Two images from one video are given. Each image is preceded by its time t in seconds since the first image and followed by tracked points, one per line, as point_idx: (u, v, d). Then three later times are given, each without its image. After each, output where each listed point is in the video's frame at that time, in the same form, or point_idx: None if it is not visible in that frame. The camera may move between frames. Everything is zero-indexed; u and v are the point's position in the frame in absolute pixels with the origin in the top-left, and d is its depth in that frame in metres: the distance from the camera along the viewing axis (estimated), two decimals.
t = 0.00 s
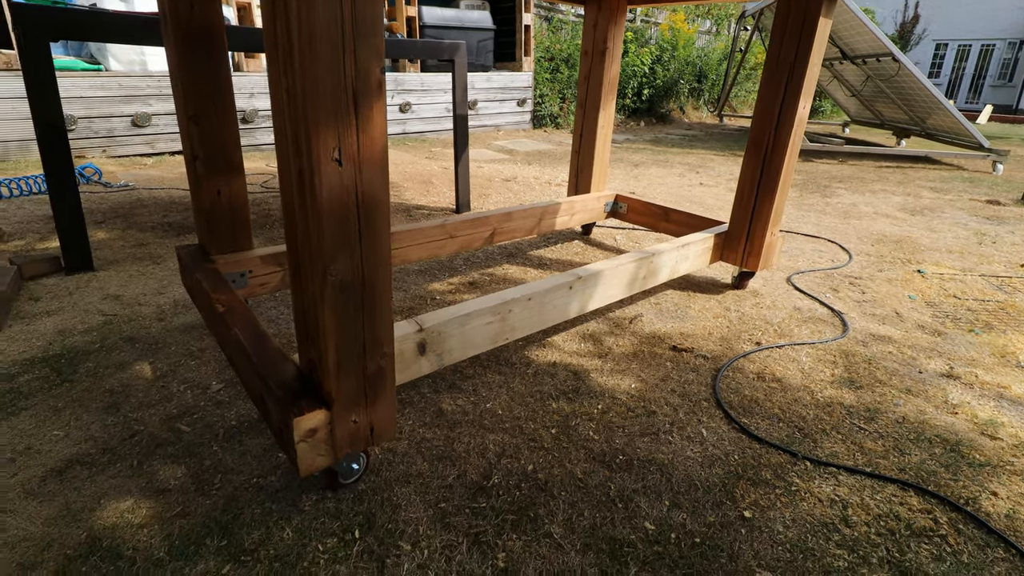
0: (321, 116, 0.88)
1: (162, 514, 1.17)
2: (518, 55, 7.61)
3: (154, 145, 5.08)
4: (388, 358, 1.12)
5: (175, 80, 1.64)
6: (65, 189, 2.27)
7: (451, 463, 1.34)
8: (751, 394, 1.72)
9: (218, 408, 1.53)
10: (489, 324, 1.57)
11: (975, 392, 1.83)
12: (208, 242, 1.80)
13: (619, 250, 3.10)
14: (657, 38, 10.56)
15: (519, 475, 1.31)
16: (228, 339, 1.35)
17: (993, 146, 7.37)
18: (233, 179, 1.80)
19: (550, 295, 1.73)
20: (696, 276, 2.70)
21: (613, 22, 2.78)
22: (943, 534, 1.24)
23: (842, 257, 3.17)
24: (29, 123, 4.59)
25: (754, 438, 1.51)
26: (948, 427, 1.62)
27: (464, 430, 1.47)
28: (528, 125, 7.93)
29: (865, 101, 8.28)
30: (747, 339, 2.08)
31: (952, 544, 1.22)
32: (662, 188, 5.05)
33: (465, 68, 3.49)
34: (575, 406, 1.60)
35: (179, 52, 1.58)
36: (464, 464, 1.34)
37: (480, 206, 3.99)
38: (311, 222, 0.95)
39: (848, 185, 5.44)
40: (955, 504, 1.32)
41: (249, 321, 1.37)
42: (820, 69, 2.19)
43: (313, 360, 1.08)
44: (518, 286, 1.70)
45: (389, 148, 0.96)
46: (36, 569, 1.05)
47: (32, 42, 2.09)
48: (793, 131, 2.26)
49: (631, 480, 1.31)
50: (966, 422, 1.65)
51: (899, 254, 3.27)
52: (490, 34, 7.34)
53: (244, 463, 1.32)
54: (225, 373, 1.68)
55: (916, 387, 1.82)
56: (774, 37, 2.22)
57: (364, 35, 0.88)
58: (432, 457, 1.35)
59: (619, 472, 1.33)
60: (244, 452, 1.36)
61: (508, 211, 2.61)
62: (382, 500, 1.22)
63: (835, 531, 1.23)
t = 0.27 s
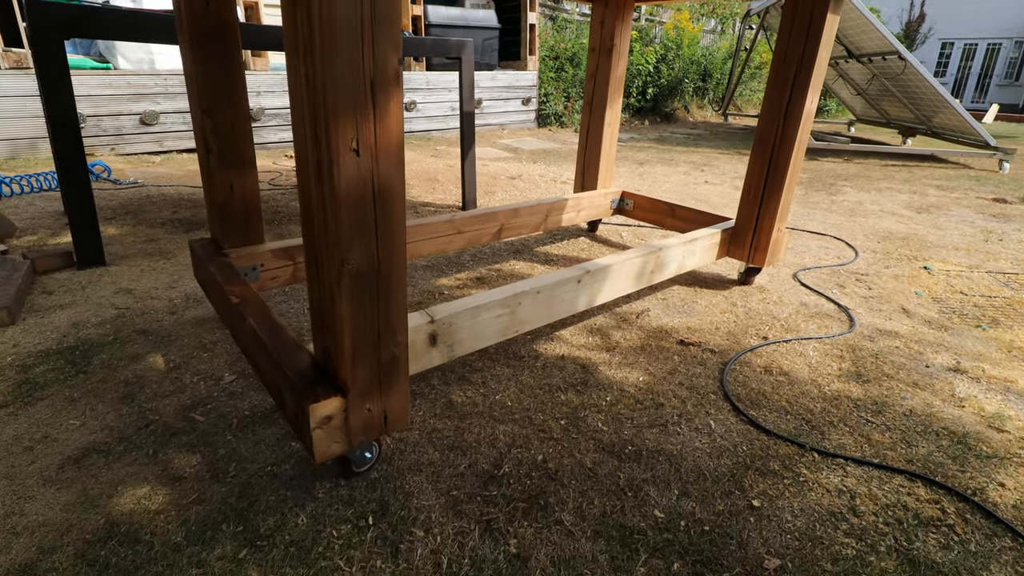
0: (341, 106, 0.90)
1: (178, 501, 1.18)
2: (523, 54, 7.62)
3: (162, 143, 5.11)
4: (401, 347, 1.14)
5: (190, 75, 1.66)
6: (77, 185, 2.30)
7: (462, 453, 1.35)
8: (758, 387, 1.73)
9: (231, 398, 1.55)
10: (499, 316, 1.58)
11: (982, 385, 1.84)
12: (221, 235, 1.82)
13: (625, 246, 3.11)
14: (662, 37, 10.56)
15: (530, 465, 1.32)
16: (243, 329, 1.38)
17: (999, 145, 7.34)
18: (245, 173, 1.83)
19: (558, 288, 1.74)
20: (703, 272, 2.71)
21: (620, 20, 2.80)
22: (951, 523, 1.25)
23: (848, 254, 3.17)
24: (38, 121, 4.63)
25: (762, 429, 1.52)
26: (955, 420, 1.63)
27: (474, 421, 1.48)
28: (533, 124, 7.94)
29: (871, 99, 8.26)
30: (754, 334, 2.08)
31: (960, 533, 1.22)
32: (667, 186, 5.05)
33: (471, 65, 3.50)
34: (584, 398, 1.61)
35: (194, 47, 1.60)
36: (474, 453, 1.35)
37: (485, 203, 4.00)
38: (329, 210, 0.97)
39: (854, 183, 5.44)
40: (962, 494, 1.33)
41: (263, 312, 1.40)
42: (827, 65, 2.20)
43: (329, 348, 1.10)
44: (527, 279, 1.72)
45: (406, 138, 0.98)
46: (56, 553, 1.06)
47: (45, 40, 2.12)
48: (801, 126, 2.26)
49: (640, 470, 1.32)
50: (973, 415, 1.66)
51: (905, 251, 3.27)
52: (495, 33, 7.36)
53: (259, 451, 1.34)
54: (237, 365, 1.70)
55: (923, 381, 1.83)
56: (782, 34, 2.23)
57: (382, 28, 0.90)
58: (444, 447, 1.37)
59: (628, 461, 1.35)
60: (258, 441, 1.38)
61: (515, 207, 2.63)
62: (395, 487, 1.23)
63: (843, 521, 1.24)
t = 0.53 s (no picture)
0: (350, 102, 0.91)
1: (185, 495, 1.19)
2: (525, 53, 7.63)
3: (165, 142, 5.13)
4: (408, 342, 1.14)
5: (197, 73, 1.67)
6: (83, 184, 2.31)
7: (467, 448, 1.36)
8: (761, 384, 1.73)
9: (237, 394, 1.56)
10: (504, 313, 1.59)
11: (985, 382, 1.84)
12: (227, 232, 1.83)
13: (628, 245, 3.12)
14: (664, 36, 10.57)
15: (535, 460, 1.33)
16: (250, 325, 1.39)
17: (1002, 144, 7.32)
18: (251, 171, 1.84)
19: (563, 285, 1.75)
20: (706, 270, 2.71)
21: (623, 18, 2.80)
22: (954, 519, 1.26)
23: (850, 252, 3.18)
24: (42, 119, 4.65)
25: (766, 426, 1.53)
26: (958, 416, 1.63)
27: (479, 416, 1.49)
28: (535, 123, 7.95)
29: (873, 98, 8.25)
30: (757, 331, 2.09)
31: (963, 529, 1.23)
32: (670, 185, 5.06)
33: (475, 64, 3.51)
34: (588, 395, 1.62)
35: (201, 46, 1.61)
36: (479, 449, 1.36)
37: (488, 202, 4.01)
38: (337, 205, 0.98)
39: (857, 182, 5.44)
40: (966, 490, 1.33)
41: (270, 308, 1.41)
42: (831, 64, 2.20)
43: (336, 343, 1.11)
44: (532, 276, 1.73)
45: (413, 134, 0.99)
46: (65, 546, 1.06)
47: (52, 40, 2.13)
48: (804, 125, 2.27)
49: (645, 465, 1.33)
50: (976, 412, 1.66)
51: (908, 250, 3.27)
52: (497, 32, 7.37)
53: (265, 446, 1.35)
54: (243, 361, 1.71)
55: (926, 378, 1.84)
56: (785, 33, 2.23)
57: (391, 24, 0.91)
58: (448, 442, 1.38)
59: (632, 456, 1.35)
60: (264, 436, 1.38)
61: (519, 205, 2.63)
62: (401, 482, 1.24)
63: (846, 516, 1.24)
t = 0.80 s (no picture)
0: (350, 99, 0.90)
1: (184, 494, 1.19)
2: (526, 53, 7.63)
3: (166, 141, 5.13)
4: (408, 341, 1.14)
5: (197, 70, 1.66)
6: (83, 183, 2.31)
7: (468, 448, 1.35)
8: (763, 383, 1.72)
9: (237, 393, 1.55)
10: (504, 312, 1.58)
11: (988, 382, 1.83)
12: (227, 230, 1.82)
13: (629, 244, 3.11)
14: (665, 36, 10.56)
15: (535, 459, 1.32)
16: (250, 324, 1.39)
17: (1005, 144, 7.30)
18: (250, 169, 1.83)
19: (564, 284, 1.74)
20: (707, 269, 2.70)
21: (624, 16, 2.79)
22: (958, 519, 1.25)
23: (852, 251, 3.16)
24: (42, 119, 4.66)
25: (768, 425, 1.52)
26: (961, 416, 1.63)
27: (480, 416, 1.49)
28: (536, 123, 7.94)
29: (875, 98, 8.23)
30: (759, 330, 2.08)
31: (966, 529, 1.22)
32: (671, 184, 5.05)
33: (475, 63, 3.50)
34: (589, 394, 1.61)
35: (200, 43, 1.60)
36: (480, 448, 1.35)
37: (489, 201, 4.00)
38: (337, 203, 0.97)
39: (858, 182, 5.42)
40: (969, 490, 1.32)
41: (270, 307, 1.41)
42: (833, 62, 2.19)
43: (336, 342, 1.11)
44: (533, 275, 1.72)
45: (413, 132, 0.98)
46: (64, 546, 1.06)
47: (52, 39, 2.12)
48: (806, 123, 2.25)
49: (646, 465, 1.32)
50: (979, 411, 1.65)
51: (910, 249, 3.26)
52: (498, 32, 7.36)
53: (265, 446, 1.34)
54: (243, 360, 1.71)
55: (929, 377, 1.83)
56: (788, 30, 2.22)
57: (392, 20, 0.90)
58: (449, 442, 1.37)
59: (634, 456, 1.35)
60: (264, 435, 1.38)
61: (519, 204, 2.63)
62: (400, 482, 1.24)
63: (849, 516, 1.23)
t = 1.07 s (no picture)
0: (353, 99, 0.89)
1: (187, 497, 1.18)
2: (527, 53, 7.62)
3: (167, 141, 5.12)
4: (411, 343, 1.13)
5: (198, 70, 1.65)
6: (83, 184, 2.30)
7: (472, 450, 1.35)
8: (768, 385, 1.72)
9: (239, 395, 1.55)
10: (507, 313, 1.58)
11: (993, 383, 1.82)
12: (228, 231, 1.81)
13: (631, 244, 3.10)
14: (666, 36, 10.56)
15: (540, 462, 1.31)
16: (252, 326, 1.38)
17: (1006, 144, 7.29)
18: (252, 170, 1.82)
19: (567, 285, 1.73)
20: (710, 269, 2.69)
21: (626, 16, 2.78)
22: (965, 522, 1.24)
23: (855, 251, 3.15)
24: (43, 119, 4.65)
25: (773, 427, 1.51)
26: (967, 418, 1.62)
27: (483, 418, 1.48)
28: (537, 123, 7.93)
29: (876, 97, 8.22)
30: (763, 331, 2.07)
31: (974, 532, 1.21)
32: (673, 185, 5.04)
33: (477, 63, 3.49)
34: (593, 396, 1.60)
35: (201, 43, 1.59)
36: (483, 451, 1.34)
37: (490, 201, 4.00)
38: (340, 204, 0.96)
39: (860, 182, 5.41)
40: (976, 492, 1.31)
41: (272, 308, 1.40)
42: (837, 61, 2.18)
43: (339, 344, 1.10)
44: (536, 276, 1.71)
45: (417, 132, 0.98)
46: (65, 550, 1.05)
47: (52, 40, 2.12)
48: (809, 123, 2.24)
49: (651, 467, 1.31)
50: (985, 413, 1.65)
51: (913, 249, 3.25)
52: (499, 32, 7.36)
53: (267, 449, 1.34)
54: (245, 362, 1.70)
55: (934, 378, 1.82)
56: (791, 30, 2.21)
57: (396, 20, 0.89)
58: (453, 445, 1.36)
59: (639, 459, 1.34)
60: (266, 438, 1.37)
61: (521, 205, 2.62)
62: (404, 485, 1.23)
63: (855, 519, 1.23)
